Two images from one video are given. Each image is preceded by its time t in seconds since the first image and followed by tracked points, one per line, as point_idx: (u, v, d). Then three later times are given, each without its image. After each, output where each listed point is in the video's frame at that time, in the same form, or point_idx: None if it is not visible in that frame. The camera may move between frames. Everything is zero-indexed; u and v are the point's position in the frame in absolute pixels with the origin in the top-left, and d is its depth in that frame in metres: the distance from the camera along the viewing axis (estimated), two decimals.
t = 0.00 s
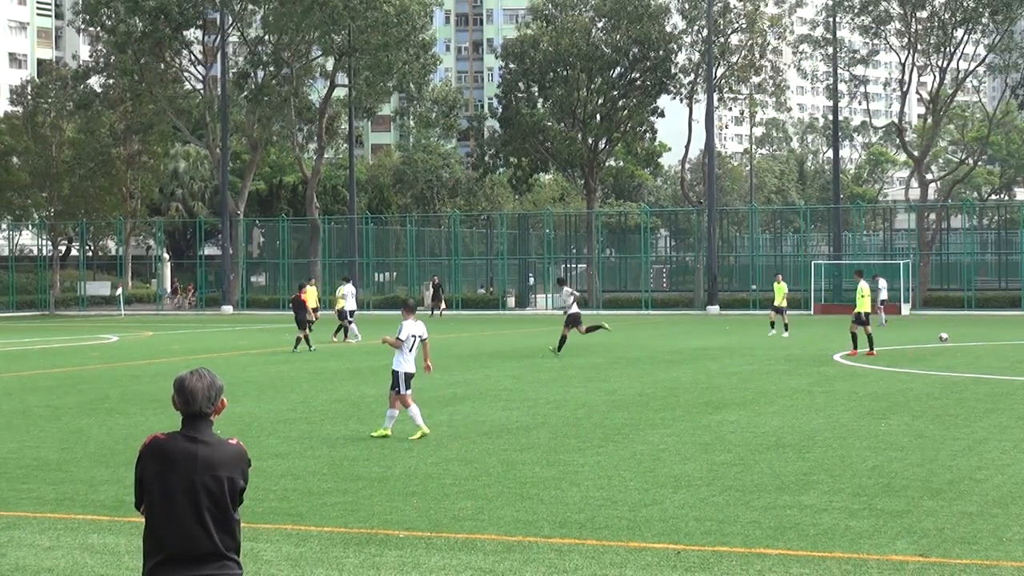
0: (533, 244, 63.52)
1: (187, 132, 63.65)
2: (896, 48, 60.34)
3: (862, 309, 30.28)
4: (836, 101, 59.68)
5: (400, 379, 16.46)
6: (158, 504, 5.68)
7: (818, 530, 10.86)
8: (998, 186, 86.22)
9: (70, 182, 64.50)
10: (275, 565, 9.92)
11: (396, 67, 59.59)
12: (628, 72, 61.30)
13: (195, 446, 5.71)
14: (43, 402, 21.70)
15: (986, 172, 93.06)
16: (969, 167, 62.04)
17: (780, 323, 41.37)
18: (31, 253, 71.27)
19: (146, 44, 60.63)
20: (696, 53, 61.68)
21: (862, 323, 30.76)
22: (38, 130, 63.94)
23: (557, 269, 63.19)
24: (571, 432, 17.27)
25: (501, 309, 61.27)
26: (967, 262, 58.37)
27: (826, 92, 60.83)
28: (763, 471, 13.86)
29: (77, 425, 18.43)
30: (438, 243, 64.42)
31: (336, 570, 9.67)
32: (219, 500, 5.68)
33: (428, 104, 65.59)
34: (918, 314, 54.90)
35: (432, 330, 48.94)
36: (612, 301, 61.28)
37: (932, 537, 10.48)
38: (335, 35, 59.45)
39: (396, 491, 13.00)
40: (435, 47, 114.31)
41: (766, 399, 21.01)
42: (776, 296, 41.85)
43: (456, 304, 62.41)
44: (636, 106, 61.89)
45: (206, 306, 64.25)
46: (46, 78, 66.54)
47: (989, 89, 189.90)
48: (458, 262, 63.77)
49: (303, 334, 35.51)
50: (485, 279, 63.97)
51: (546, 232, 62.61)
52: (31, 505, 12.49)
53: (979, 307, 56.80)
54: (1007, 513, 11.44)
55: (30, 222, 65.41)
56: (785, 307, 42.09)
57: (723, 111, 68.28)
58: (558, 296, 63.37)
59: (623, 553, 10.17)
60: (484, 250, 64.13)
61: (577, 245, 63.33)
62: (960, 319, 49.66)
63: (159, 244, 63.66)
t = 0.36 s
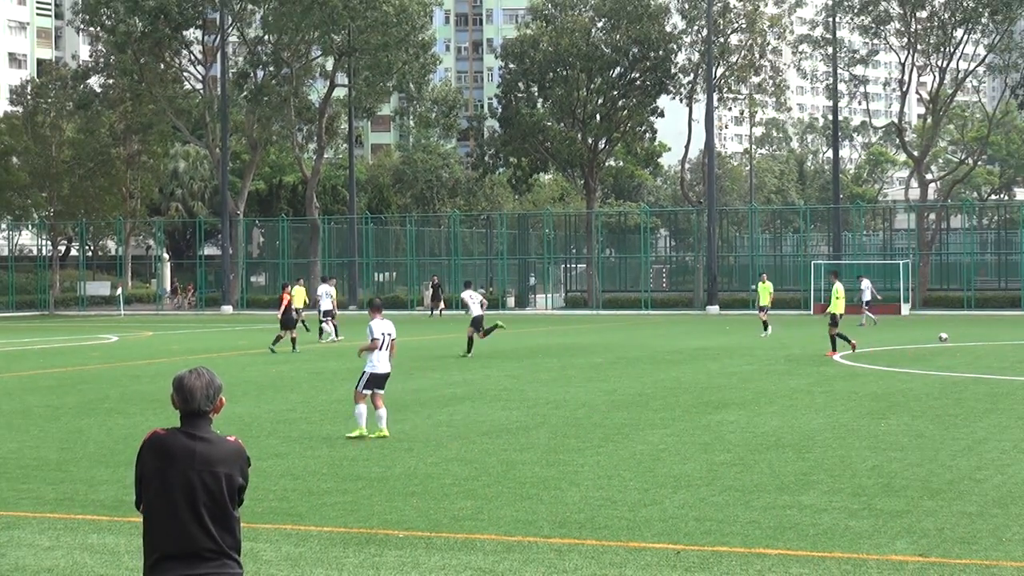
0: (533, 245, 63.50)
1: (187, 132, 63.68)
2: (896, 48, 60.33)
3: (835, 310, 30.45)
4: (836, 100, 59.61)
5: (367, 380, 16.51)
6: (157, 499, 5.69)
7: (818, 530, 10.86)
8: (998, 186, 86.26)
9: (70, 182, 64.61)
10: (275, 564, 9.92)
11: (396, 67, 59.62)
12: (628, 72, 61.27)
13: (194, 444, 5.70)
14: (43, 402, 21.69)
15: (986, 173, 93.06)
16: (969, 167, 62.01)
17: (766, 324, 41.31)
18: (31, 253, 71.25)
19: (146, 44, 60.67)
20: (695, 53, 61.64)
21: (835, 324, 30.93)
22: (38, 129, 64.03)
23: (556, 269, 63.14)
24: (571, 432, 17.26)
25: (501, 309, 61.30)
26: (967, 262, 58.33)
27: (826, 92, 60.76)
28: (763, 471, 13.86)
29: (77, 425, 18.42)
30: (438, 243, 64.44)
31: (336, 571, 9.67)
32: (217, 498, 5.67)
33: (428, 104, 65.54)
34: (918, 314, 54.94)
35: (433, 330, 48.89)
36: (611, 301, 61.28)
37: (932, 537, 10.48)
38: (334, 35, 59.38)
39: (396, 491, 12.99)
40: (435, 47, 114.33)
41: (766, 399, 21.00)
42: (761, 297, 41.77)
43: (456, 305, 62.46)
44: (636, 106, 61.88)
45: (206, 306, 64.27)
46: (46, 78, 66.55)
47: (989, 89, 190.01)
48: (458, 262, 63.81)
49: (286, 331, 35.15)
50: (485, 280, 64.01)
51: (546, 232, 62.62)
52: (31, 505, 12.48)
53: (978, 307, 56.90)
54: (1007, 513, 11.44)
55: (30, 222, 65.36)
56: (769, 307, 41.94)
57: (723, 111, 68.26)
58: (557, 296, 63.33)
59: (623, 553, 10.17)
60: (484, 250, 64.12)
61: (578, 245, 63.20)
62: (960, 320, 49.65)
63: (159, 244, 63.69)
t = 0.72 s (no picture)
0: (533, 245, 63.48)
1: (187, 132, 63.66)
2: (896, 48, 60.34)
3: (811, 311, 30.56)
4: (836, 100, 59.55)
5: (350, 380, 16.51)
6: (159, 498, 5.69)
7: (817, 530, 10.86)
8: (998, 186, 86.35)
9: (70, 182, 64.69)
10: (275, 564, 9.92)
11: (396, 67, 59.64)
12: (628, 72, 61.27)
13: (195, 443, 5.71)
14: (43, 402, 21.66)
15: (985, 173, 93.14)
16: (969, 167, 61.98)
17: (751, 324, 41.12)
18: (31, 253, 71.24)
19: (146, 44, 60.62)
20: (695, 53, 61.64)
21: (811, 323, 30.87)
22: (38, 130, 64.07)
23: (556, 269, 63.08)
24: (571, 432, 17.26)
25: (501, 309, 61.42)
26: (967, 262, 58.33)
27: (826, 92, 60.75)
28: (763, 471, 13.86)
29: (77, 425, 18.41)
30: (438, 243, 64.61)
31: (336, 571, 9.67)
32: (219, 496, 5.67)
33: (428, 104, 65.58)
34: (917, 314, 54.99)
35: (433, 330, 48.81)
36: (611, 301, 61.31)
37: (932, 537, 10.48)
38: (334, 36, 59.34)
39: (396, 491, 12.99)
40: (435, 47, 114.32)
41: (766, 399, 21.00)
42: (747, 297, 41.60)
43: (456, 304, 62.59)
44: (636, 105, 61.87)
45: (207, 306, 64.30)
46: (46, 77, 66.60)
47: (990, 89, 190.39)
48: (458, 262, 63.98)
49: (271, 334, 35.34)
50: (485, 280, 64.11)
51: (546, 232, 62.66)
52: (31, 505, 12.48)
53: (979, 307, 56.91)
54: (1007, 513, 11.45)
55: (30, 222, 65.30)
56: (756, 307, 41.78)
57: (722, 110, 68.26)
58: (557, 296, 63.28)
59: (623, 553, 10.17)
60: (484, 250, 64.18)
61: (578, 245, 63.10)
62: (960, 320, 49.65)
63: (159, 245, 63.75)
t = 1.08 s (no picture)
0: (533, 245, 63.48)
1: (187, 132, 63.74)
2: (896, 48, 60.33)
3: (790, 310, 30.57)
4: (836, 100, 59.52)
5: (343, 379, 16.60)
6: (162, 497, 5.69)
7: (818, 530, 10.86)
8: (998, 186, 86.38)
9: (70, 182, 64.66)
10: (275, 564, 9.91)
11: (396, 67, 59.64)
12: (628, 72, 61.18)
13: (198, 443, 5.72)
14: (43, 402, 21.60)
15: (985, 172, 93.18)
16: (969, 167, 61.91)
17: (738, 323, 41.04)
18: (30, 252, 71.16)
19: (146, 43, 60.38)
20: (696, 52, 61.68)
21: (789, 323, 30.99)
22: (39, 129, 64.26)
23: (556, 268, 63.03)
24: (571, 432, 17.23)
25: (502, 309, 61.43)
26: (967, 262, 58.36)
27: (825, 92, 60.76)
28: (763, 471, 13.85)
29: (76, 425, 18.36)
30: (438, 243, 64.65)
31: (336, 571, 9.66)
32: (222, 496, 5.67)
33: (428, 103, 65.56)
34: (917, 314, 54.97)
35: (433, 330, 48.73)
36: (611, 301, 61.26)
37: (932, 537, 10.48)
38: (335, 35, 59.33)
39: (396, 491, 12.98)
40: (435, 47, 114.31)
41: (766, 399, 20.98)
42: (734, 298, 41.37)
43: (456, 304, 62.60)
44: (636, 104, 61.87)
45: (207, 306, 64.30)
46: (45, 76, 66.88)
47: (989, 89, 190.64)
48: (458, 262, 64.02)
49: (254, 334, 35.24)
50: (485, 280, 64.14)
51: (546, 232, 62.68)
52: (31, 504, 12.46)
53: (978, 307, 56.88)
54: (1008, 513, 11.44)
55: (30, 221, 65.41)
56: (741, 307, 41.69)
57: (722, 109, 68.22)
58: (557, 296, 63.23)
59: (623, 553, 10.16)
60: (485, 250, 64.23)
61: (579, 245, 62.92)
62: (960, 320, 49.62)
63: (160, 244, 63.75)
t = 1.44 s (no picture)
0: (533, 244, 63.50)
1: (188, 132, 63.94)
2: (897, 48, 60.31)
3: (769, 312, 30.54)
4: (836, 100, 59.47)
5: (338, 379, 16.63)
6: (164, 497, 5.69)
7: (818, 530, 10.85)
8: (998, 186, 86.40)
9: (70, 182, 65.26)
10: (275, 564, 9.91)
11: (396, 66, 59.62)
12: (628, 71, 61.16)
13: (200, 445, 5.72)
14: (43, 402, 21.56)
15: (986, 173, 93.20)
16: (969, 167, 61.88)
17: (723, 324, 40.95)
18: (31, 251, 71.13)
19: (146, 43, 60.41)
20: (697, 52, 61.71)
21: (768, 325, 30.97)
22: (40, 128, 64.91)
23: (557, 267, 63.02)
24: (572, 432, 17.20)
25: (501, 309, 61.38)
26: (967, 262, 58.29)
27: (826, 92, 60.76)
28: (764, 471, 13.83)
29: (76, 425, 18.33)
30: (439, 242, 64.67)
31: (336, 570, 9.66)
32: (224, 497, 5.67)
33: (428, 103, 65.56)
34: (918, 314, 54.90)
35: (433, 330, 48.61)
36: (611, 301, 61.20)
37: (932, 537, 10.48)
38: (335, 35, 59.32)
39: (396, 491, 12.96)
40: (435, 46, 114.30)
41: (767, 399, 20.94)
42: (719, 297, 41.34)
43: (456, 304, 62.52)
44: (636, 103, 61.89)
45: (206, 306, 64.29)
46: (46, 76, 67.18)
47: (990, 89, 190.76)
48: (458, 261, 64.01)
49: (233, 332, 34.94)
50: (485, 280, 64.08)
51: (547, 231, 62.75)
52: (32, 504, 12.44)
53: (979, 307, 56.82)
54: (1008, 513, 11.43)
55: (30, 221, 65.74)
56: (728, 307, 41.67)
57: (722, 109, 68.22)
58: (558, 296, 63.19)
59: (623, 553, 10.16)
60: (485, 250, 64.24)
61: (579, 245, 63.00)
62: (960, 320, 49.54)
63: (160, 244, 63.80)
